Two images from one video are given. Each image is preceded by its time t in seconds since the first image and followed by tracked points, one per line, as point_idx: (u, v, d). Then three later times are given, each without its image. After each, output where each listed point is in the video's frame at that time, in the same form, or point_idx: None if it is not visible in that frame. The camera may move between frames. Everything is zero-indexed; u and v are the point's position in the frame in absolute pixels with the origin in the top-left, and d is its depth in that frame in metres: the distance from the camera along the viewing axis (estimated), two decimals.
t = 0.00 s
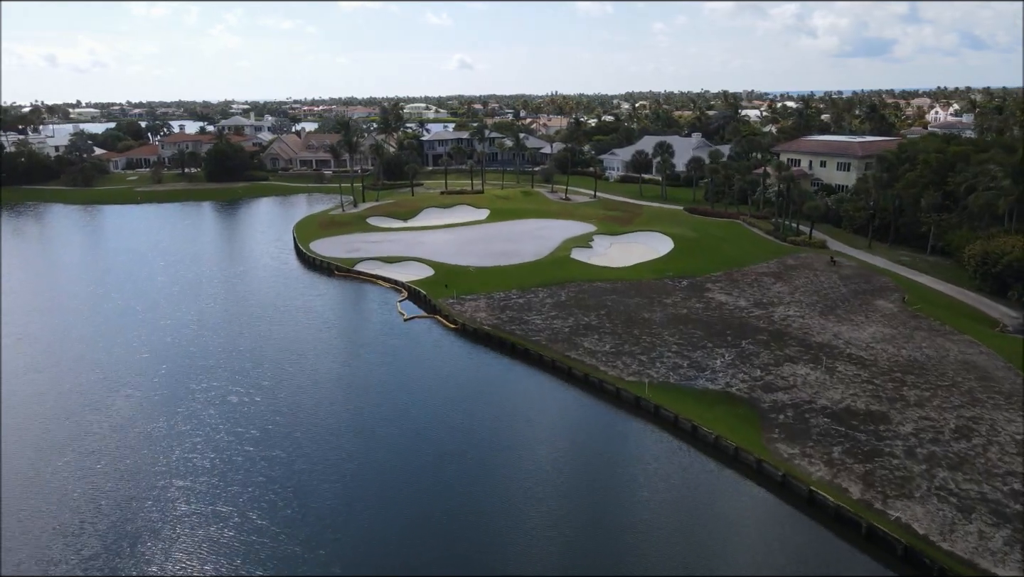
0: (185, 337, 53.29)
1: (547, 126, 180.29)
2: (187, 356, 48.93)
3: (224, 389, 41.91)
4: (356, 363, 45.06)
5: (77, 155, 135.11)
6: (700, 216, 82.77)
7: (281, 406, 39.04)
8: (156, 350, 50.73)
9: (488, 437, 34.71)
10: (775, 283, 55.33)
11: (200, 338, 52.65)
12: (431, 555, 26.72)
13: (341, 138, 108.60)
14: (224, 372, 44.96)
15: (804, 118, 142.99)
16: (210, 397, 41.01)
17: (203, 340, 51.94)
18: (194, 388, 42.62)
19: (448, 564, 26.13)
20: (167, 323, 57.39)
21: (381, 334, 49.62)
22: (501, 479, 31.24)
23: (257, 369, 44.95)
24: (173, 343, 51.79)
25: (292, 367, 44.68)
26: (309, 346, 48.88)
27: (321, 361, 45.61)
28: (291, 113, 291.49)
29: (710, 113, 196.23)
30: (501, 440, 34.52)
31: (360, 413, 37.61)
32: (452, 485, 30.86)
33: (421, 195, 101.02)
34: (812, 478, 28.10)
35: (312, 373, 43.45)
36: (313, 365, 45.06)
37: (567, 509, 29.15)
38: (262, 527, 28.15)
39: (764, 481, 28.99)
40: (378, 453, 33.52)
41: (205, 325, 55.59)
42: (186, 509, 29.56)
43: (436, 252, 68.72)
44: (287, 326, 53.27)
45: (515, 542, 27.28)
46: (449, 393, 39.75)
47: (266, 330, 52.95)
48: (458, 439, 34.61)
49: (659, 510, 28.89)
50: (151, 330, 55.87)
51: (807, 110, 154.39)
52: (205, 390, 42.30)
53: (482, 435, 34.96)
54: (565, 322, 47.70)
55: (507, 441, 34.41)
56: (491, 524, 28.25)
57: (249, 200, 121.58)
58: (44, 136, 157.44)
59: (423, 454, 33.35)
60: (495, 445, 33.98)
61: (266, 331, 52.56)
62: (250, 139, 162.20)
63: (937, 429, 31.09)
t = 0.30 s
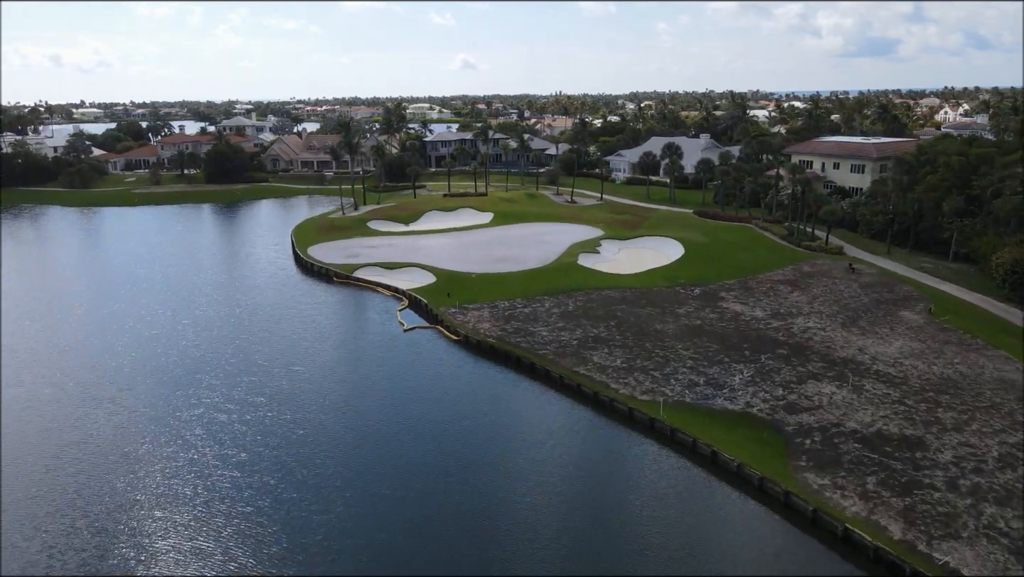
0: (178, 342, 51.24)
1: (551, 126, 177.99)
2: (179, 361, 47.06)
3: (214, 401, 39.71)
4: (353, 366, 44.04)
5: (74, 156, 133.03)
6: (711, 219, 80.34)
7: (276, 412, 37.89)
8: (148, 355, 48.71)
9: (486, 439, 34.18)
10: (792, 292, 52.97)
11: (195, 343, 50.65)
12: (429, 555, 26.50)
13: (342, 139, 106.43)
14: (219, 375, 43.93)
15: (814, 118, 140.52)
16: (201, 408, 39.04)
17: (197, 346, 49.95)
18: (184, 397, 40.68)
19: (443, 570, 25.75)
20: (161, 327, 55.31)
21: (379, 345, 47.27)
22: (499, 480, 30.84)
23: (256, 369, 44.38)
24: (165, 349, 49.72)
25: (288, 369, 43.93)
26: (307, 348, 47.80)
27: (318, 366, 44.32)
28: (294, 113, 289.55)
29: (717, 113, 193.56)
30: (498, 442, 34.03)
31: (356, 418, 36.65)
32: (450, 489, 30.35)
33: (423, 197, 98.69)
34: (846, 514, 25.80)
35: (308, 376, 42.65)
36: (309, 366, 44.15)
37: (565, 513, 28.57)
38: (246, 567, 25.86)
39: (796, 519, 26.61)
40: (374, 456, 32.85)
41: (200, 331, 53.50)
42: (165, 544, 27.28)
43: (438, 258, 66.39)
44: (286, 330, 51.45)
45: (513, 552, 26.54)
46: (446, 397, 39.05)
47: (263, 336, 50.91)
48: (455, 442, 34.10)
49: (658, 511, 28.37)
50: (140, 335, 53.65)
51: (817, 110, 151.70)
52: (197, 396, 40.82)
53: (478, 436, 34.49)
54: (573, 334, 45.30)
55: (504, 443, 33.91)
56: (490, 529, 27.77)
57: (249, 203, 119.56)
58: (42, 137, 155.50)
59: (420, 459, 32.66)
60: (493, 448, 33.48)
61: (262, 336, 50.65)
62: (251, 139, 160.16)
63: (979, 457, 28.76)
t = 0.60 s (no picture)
0: (170, 347, 49.27)
1: (556, 126, 175.68)
2: (169, 365, 45.30)
3: (204, 414, 37.79)
4: (350, 372, 42.55)
5: (72, 156, 131.07)
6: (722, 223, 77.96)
7: (269, 422, 36.39)
8: (138, 360, 46.86)
9: (486, 447, 33.03)
10: (810, 301, 50.62)
11: (188, 347, 48.86)
12: (428, 558, 25.94)
13: (342, 139, 104.24)
14: (211, 379, 42.47)
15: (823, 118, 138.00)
16: (188, 419, 37.24)
17: (190, 350, 48.10)
18: (174, 406, 38.95)
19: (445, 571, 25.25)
20: (154, 331, 53.40)
21: (377, 355, 45.18)
22: (499, 484, 30.01)
23: (251, 372, 43.15)
24: (157, 354, 47.84)
25: (284, 374, 42.60)
26: (304, 351, 46.40)
27: (314, 371, 42.77)
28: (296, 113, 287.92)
29: (724, 113, 190.84)
30: (500, 448, 32.86)
31: (353, 427, 35.27)
32: (449, 498, 29.26)
33: (425, 199, 96.42)
34: (884, 555, 23.62)
35: (304, 381, 41.38)
36: (305, 372, 42.71)
37: (569, 523, 27.47)
38: None
39: (827, 557, 24.46)
40: (372, 463, 31.92)
41: (195, 335, 51.59)
42: None
43: (440, 263, 64.14)
44: (283, 336, 49.53)
45: (516, 569, 25.30)
46: (447, 402, 37.81)
47: (258, 341, 48.97)
48: (455, 448, 32.99)
49: (668, 523, 27.17)
50: (130, 340, 51.54)
51: (827, 110, 148.91)
52: (189, 402, 39.32)
53: (478, 443, 33.33)
54: (580, 346, 42.98)
55: (505, 449, 32.75)
56: (491, 541, 26.68)
57: (249, 204, 117.57)
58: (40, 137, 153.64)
59: (418, 468, 31.47)
60: (494, 454, 32.35)
61: (258, 342, 48.72)
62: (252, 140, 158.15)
63: None
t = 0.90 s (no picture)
0: (162, 355, 47.48)
1: (560, 127, 173.30)
2: (161, 374, 43.72)
3: (194, 428, 36.14)
4: (346, 381, 40.92)
5: (68, 156, 129.12)
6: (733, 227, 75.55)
7: (261, 436, 34.86)
8: (127, 368, 45.20)
9: (487, 460, 31.57)
10: (828, 310, 48.35)
11: (180, 355, 47.19)
12: (425, 558, 25.54)
13: (342, 140, 102.09)
14: (204, 389, 40.97)
15: (833, 117, 135.48)
16: (178, 432, 35.70)
17: (182, 358, 46.42)
18: (164, 418, 37.40)
19: (443, 571, 24.88)
20: (146, 338, 51.68)
21: (375, 365, 43.28)
22: (498, 484, 29.69)
23: (245, 381, 41.71)
24: (147, 362, 46.14)
25: (279, 382, 41.17)
26: (299, 359, 44.81)
27: (310, 380, 41.25)
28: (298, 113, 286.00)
29: (731, 114, 188.24)
30: (501, 462, 31.40)
31: (348, 442, 33.74)
32: (447, 513, 28.03)
33: (427, 201, 94.22)
34: None
35: (298, 391, 39.87)
36: (300, 381, 41.16)
37: (574, 539, 26.20)
38: None
39: None
40: (371, 465, 31.60)
41: (188, 343, 49.80)
42: None
43: (442, 268, 61.89)
44: (279, 345, 47.78)
45: None
46: (445, 414, 36.28)
47: (253, 349, 47.23)
48: (454, 460, 31.65)
49: (675, 541, 25.86)
50: (119, 348, 49.49)
51: (836, 110, 146.21)
52: (179, 414, 37.82)
53: (478, 457, 31.87)
54: (588, 359, 40.74)
55: (506, 463, 31.33)
56: (492, 547, 25.98)
57: (248, 206, 115.48)
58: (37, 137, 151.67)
59: (415, 482, 30.10)
60: (495, 468, 30.97)
61: (253, 351, 46.99)
62: (252, 141, 156.06)
63: None
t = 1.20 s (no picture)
0: (150, 364, 45.69)
1: (562, 127, 170.90)
2: (149, 384, 42.05)
3: (180, 445, 34.47)
4: (341, 394, 39.12)
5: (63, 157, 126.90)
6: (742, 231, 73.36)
7: (250, 455, 33.15)
8: (114, 377, 43.49)
9: (485, 479, 29.91)
10: (846, 319, 46.21)
11: (169, 364, 45.51)
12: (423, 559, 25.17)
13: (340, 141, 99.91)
14: (192, 401, 39.38)
15: (840, 118, 133.12)
16: (163, 449, 34.12)
17: (169, 369, 44.44)
18: (149, 433, 35.74)
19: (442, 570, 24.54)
20: (136, 344, 49.92)
21: (371, 378, 41.27)
22: (493, 483, 29.54)
23: (235, 393, 40.12)
24: (135, 371, 44.42)
25: (269, 395, 39.51)
26: (292, 369, 43.03)
27: (303, 392, 39.53)
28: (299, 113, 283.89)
29: (735, 114, 186.09)
30: (500, 481, 29.71)
31: (340, 460, 32.03)
32: (442, 538, 26.34)
33: (427, 203, 92.06)
34: None
35: (291, 404, 38.13)
36: (293, 394, 39.43)
37: (575, 566, 24.55)
38: None
39: None
40: (365, 468, 31.31)
41: (179, 351, 48.04)
42: None
43: (442, 274, 59.71)
44: (273, 354, 45.97)
45: None
46: (443, 430, 34.48)
47: (245, 359, 45.46)
48: (450, 480, 29.97)
49: (681, 566, 24.48)
50: (104, 357, 47.44)
51: (842, 110, 143.85)
52: (166, 428, 36.22)
53: (477, 476, 30.18)
54: (595, 374, 38.52)
55: (506, 482, 29.62)
56: (491, 548, 25.63)
57: (245, 207, 113.52)
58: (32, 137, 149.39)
59: (409, 503, 28.44)
60: (493, 488, 29.34)
61: (246, 360, 45.22)
62: (250, 141, 153.83)
63: None
